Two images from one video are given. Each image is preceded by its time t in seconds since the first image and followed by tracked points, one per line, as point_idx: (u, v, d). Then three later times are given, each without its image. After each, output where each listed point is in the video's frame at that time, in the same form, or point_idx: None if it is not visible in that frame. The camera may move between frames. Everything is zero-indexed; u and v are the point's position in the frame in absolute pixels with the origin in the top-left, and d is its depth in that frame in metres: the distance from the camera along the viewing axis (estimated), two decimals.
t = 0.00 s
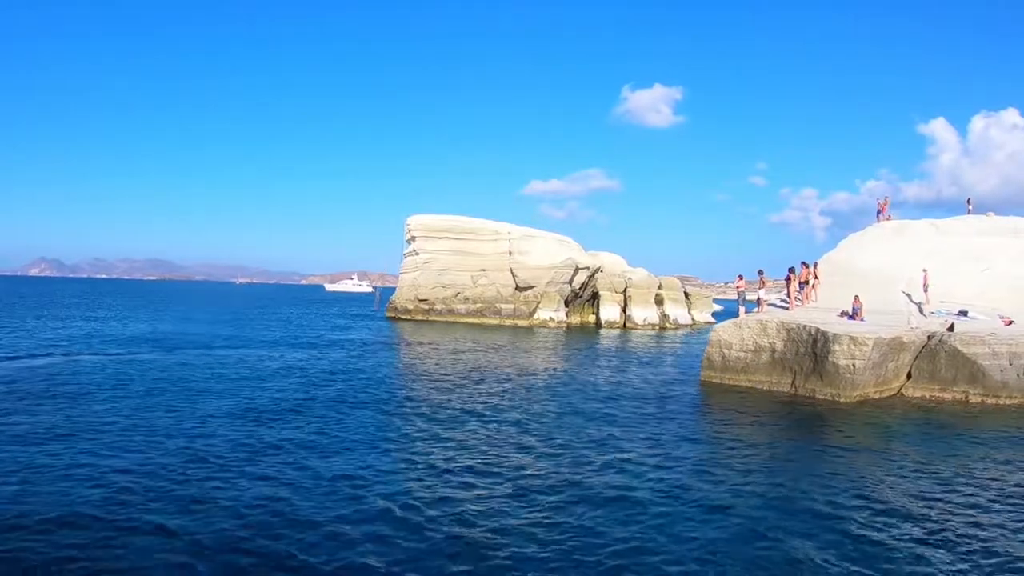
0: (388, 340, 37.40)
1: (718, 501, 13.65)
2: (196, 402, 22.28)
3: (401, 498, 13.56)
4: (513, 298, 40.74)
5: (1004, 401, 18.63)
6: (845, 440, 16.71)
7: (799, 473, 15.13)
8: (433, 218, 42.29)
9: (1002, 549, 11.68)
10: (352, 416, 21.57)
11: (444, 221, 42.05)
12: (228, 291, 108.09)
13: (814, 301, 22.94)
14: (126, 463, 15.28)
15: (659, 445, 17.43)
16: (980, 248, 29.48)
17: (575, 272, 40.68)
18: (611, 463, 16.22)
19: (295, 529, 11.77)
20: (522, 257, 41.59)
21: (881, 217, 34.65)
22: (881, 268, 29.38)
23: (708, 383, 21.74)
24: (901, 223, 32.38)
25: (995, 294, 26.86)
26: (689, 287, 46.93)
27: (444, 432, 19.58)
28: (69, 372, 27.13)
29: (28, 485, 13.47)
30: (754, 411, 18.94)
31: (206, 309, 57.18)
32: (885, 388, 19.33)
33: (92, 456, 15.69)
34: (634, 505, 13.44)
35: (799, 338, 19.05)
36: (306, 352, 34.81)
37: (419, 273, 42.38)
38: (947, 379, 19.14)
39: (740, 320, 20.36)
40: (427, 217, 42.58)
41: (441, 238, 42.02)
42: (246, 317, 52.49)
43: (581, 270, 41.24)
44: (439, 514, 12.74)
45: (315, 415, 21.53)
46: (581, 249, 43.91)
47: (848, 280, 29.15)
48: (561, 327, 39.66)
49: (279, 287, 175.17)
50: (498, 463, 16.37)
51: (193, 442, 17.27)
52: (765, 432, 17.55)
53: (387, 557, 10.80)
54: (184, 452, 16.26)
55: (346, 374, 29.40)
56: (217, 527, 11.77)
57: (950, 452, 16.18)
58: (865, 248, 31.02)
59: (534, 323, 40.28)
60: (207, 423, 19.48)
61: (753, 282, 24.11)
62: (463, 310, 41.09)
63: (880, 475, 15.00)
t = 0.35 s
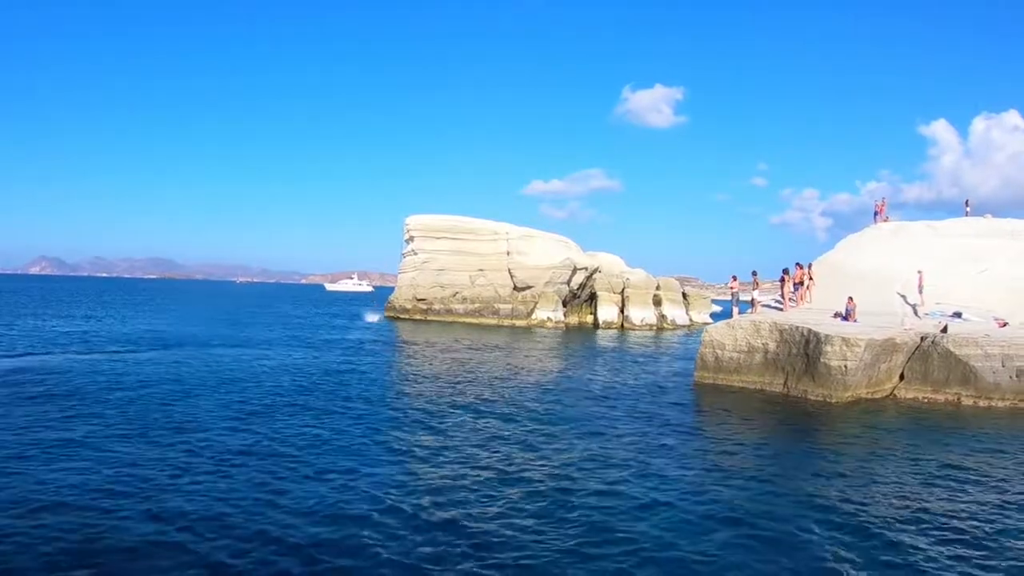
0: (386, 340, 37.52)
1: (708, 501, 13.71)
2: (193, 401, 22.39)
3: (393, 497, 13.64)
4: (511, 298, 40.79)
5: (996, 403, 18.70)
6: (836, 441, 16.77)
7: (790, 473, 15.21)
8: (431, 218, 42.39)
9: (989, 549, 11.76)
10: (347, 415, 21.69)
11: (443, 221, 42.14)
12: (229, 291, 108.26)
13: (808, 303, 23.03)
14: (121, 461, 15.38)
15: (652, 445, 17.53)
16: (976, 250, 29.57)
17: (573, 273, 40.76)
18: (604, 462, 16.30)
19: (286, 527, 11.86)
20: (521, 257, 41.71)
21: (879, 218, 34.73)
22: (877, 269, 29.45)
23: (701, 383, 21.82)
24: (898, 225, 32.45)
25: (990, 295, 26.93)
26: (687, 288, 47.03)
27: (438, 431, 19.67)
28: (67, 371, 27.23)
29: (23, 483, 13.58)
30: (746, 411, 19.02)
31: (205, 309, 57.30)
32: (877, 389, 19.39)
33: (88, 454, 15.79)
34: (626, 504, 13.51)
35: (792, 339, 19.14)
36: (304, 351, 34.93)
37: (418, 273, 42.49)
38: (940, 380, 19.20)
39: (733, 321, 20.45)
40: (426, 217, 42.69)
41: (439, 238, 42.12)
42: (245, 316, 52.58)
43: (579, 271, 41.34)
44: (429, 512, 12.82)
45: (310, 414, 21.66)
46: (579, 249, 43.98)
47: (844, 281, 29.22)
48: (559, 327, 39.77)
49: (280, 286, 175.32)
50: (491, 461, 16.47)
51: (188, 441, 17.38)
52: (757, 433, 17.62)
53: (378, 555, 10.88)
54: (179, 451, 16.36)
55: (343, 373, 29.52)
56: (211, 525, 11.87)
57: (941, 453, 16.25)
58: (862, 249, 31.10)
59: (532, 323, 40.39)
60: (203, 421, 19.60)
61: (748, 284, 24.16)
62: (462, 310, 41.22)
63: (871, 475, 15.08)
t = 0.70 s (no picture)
0: (384, 337, 37.68)
1: (697, 498, 13.82)
2: (190, 399, 22.53)
3: (385, 494, 13.77)
4: (509, 296, 41.15)
5: (988, 403, 18.75)
6: (827, 440, 16.85)
7: (780, 472, 15.27)
8: (430, 217, 42.47)
9: (977, 547, 11.83)
10: (343, 412, 21.84)
11: (441, 220, 42.21)
12: (228, 288, 108.21)
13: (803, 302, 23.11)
14: (118, 456, 15.52)
15: (644, 442, 17.62)
16: (973, 251, 29.64)
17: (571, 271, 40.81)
18: (597, 460, 16.37)
19: (279, 522, 11.99)
20: (519, 256, 41.83)
21: (876, 218, 34.81)
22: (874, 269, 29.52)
23: (695, 382, 21.90)
24: (896, 226, 32.50)
25: (986, 296, 26.99)
26: (685, 287, 47.13)
27: (432, 429, 19.77)
28: (66, 368, 27.41)
29: (18, 478, 13.68)
30: (739, 410, 19.10)
31: (204, 306, 57.44)
32: (869, 389, 19.44)
33: (85, 449, 15.92)
34: (616, 501, 13.62)
35: (784, 338, 19.22)
36: (302, 349, 35.11)
37: (416, 271, 42.60)
38: (932, 380, 19.25)
39: (726, 320, 20.53)
40: (424, 215, 42.76)
41: (438, 236, 42.18)
42: (244, 314, 52.72)
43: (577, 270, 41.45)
44: (420, 509, 12.94)
45: (306, 411, 21.81)
46: (578, 248, 43.99)
47: (839, 280, 29.30)
48: (557, 326, 39.83)
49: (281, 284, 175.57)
50: (484, 459, 16.56)
51: (184, 438, 17.50)
52: (750, 431, 17.69)
53: (369, 549, 11.01)
54: (175, 447, 16.50)
55: (341, 371, 29.68)
56: (205, 520, 11.99)
57: (933, 452, 16.30)
58: (859, 249, 31.18)
59: (530, 321, 40.54)
60: (199, 418, 19.72)
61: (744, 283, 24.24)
62: (460, 308, 41.38)
63: (861, 474, 15.14)
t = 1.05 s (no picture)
0: (384, 336, 37.86)
1: (691, 495, 13.93)
2: (190, 397, 22.70)
3: (380, 490, 13.92)
4: (509, 295, 41.33)
5: (983, 401, 18.82)
6: (820, 437, 16.94)
7: (774, 470, 15.33)
8: (430, 216, 42.57)
9: (967, 544, 11.90)
10: (342, 410, 22.00)
11: (441, 218, 42.33)
12: (231, 286, 108.45)
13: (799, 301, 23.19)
14: (117, 454, 15.71)
15: (640, 440, 17.72)
16: (971, 250, 29.73)
17: (571, 270, 40.90)
18: (592, 457, 16.50)
19: (276, 518, 12.16)
20: (519, 255, 41.97)
21: (876, 217, 34.86)
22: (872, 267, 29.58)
23: (690, 380, 21.97)
24: (896, 225, 32.56)
25: (984, 295, 27.05)
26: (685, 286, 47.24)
27: (430, 427, 19.91)
28: (68, 366, 27.63)
29: (17, 477, 13.83)
30: (734, 408, 19.18)
31: (206, 305, 57.60)
32: (864, 388, 19.50)
33: (84, 448, 16.07)
34: (609, 498, 13.75)
35: (779, 337, 19.31)
36: (303, 347, 35.31)
37: (417, 270, 42.75)
38: (928, 378, 19.31)
39: (722, 319, 20.62)
40: (424, 215, 42.85)
41: (438, 236, 42.28)
42: (246, 313, 52.89)
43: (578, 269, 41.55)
44: (415, 505, 13.08)
45: (306, 409, 21.98)
46: (578, 247, 44.06)
47: (837, 279, 29.37)
48: (556, 325, 39.92)
49: (284, 282, 176.08)
50: (480, 456, 16.68)
51: (182, 437, 17.64)
52: (744, 429, 17.78)
53: (364, 544, 11.17)
54: (174, 445, 16.68)
55: (341, 370, 29.86)
56: (203, 515, 12.17)
57: (928, 451, 16.34)
58: (858, 249, 31.23)
59: (530, 320, 40.72)
60: (198, 417, 19.88)
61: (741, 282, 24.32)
62: (460, 307, 41.55)
63: (854, 472, 15.19)
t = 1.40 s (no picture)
0: (385, 336, 38.00)
1: (686, 491, 14.08)
2: (189, 397, 22.84)
3: (378, 487, 14.09)
4: (509, 295, 41.50)
5: (978, 399, 18.99)
6: (815, 434, 17.07)
7: (769, 467, 15.42)
8: (430, 216, 42.71)
9: (960, 539, 12.03)
10: (341, 409, 22.17)
11: (441, 218, 42.52)
12: (232, 288, 108.66)
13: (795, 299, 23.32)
14: (119, 452, 15.90)
15: (636, 437, 17.83)
16: (969, 249, 29.93)
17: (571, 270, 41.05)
18: (588, 454, 16.65)
19: (275, 513, 12.33)
20: (519, 254, 42.14)
21: (874, 215, 35.03)
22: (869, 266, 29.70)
23: (686, 379, 22.07)
24: (894, 224, 32.73)
25: (982, 293, 27.20)
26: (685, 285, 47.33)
27: (428, 426, 20.06)
28: (68, 367, 27.75)
29: (18, 475, 13.95)
30: (729, 406, 19.29)
31: (206, 307, 57.74)
32: (860, 386, 19.62)
33: (84, 448, 16.20)
34: (605, 494, 13.91)
35: (774, 335, 19.45)
36: (303, 348, 35.47)
37: (417, 270, 42.91)
38: (922, 376, 19.43)
39: (717, 317, 20.74)
40: (424, 215, 42.97)
41: (438, 236, 42.42)
42: (246, 314, 53.04)
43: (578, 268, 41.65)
44: (413, 500, 13.25)
45: (305, 408, 22.14)
46: (577, 246, 44.18)
47: (835, 278, 29.45)
48: (556, 324, 40.06)
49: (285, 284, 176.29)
50: (477, 454, 16.82)
51: (181, 436, 17.77)
52: (739, 426, 17.91)
53: (362, 538, 11.33)
54: (174, 444, 16.88)
55: (341, 369, 30.03)
56: (203, 510, 12.34)
57: (923, 447, 16.45)
58: (856, 248, 31.36)
59: (530, 319, 40.88)
60: (198, 417, 20.02)
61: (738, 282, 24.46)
62: (460, 307, 41.69)
63: (849, 469, 15.29)
